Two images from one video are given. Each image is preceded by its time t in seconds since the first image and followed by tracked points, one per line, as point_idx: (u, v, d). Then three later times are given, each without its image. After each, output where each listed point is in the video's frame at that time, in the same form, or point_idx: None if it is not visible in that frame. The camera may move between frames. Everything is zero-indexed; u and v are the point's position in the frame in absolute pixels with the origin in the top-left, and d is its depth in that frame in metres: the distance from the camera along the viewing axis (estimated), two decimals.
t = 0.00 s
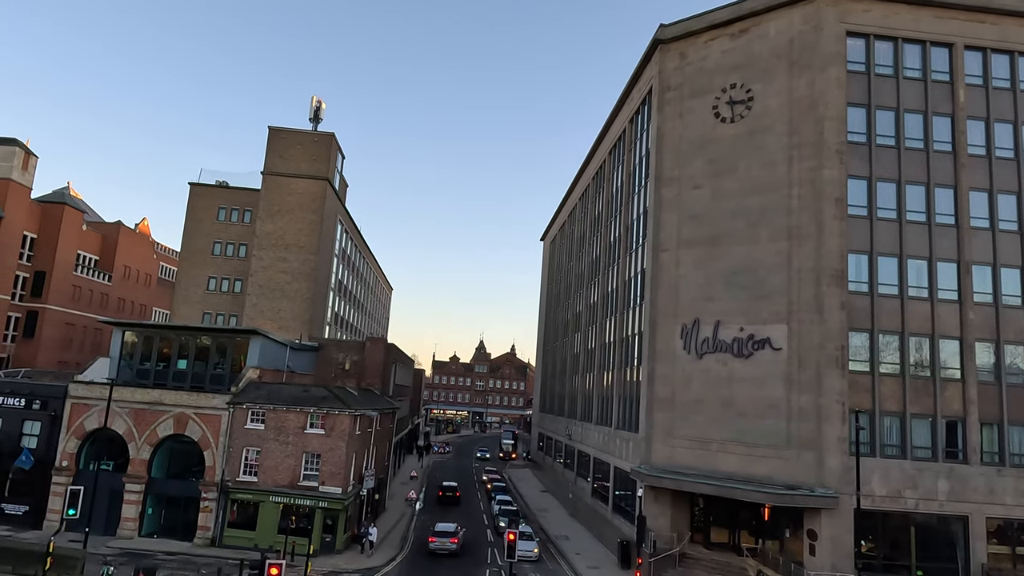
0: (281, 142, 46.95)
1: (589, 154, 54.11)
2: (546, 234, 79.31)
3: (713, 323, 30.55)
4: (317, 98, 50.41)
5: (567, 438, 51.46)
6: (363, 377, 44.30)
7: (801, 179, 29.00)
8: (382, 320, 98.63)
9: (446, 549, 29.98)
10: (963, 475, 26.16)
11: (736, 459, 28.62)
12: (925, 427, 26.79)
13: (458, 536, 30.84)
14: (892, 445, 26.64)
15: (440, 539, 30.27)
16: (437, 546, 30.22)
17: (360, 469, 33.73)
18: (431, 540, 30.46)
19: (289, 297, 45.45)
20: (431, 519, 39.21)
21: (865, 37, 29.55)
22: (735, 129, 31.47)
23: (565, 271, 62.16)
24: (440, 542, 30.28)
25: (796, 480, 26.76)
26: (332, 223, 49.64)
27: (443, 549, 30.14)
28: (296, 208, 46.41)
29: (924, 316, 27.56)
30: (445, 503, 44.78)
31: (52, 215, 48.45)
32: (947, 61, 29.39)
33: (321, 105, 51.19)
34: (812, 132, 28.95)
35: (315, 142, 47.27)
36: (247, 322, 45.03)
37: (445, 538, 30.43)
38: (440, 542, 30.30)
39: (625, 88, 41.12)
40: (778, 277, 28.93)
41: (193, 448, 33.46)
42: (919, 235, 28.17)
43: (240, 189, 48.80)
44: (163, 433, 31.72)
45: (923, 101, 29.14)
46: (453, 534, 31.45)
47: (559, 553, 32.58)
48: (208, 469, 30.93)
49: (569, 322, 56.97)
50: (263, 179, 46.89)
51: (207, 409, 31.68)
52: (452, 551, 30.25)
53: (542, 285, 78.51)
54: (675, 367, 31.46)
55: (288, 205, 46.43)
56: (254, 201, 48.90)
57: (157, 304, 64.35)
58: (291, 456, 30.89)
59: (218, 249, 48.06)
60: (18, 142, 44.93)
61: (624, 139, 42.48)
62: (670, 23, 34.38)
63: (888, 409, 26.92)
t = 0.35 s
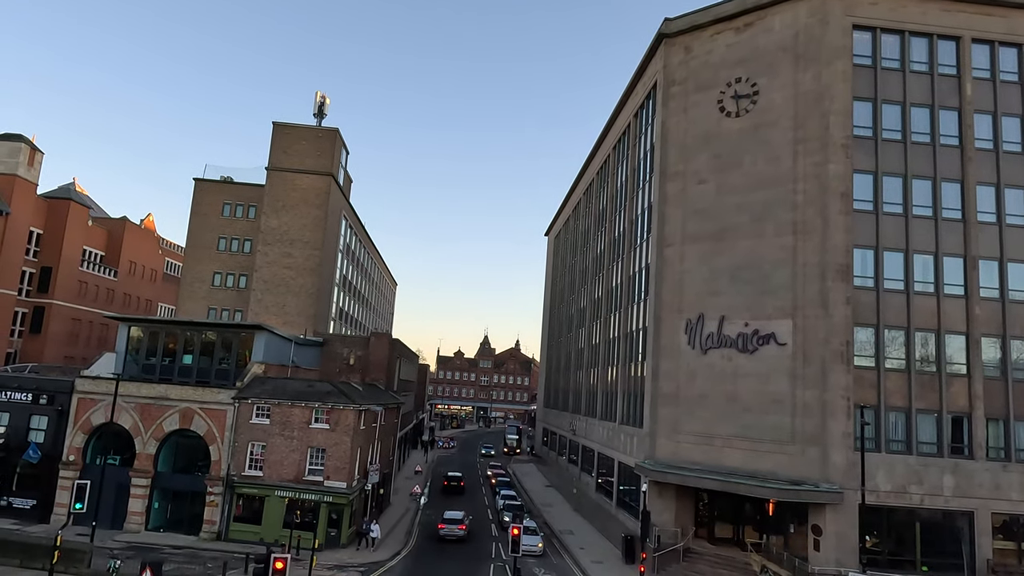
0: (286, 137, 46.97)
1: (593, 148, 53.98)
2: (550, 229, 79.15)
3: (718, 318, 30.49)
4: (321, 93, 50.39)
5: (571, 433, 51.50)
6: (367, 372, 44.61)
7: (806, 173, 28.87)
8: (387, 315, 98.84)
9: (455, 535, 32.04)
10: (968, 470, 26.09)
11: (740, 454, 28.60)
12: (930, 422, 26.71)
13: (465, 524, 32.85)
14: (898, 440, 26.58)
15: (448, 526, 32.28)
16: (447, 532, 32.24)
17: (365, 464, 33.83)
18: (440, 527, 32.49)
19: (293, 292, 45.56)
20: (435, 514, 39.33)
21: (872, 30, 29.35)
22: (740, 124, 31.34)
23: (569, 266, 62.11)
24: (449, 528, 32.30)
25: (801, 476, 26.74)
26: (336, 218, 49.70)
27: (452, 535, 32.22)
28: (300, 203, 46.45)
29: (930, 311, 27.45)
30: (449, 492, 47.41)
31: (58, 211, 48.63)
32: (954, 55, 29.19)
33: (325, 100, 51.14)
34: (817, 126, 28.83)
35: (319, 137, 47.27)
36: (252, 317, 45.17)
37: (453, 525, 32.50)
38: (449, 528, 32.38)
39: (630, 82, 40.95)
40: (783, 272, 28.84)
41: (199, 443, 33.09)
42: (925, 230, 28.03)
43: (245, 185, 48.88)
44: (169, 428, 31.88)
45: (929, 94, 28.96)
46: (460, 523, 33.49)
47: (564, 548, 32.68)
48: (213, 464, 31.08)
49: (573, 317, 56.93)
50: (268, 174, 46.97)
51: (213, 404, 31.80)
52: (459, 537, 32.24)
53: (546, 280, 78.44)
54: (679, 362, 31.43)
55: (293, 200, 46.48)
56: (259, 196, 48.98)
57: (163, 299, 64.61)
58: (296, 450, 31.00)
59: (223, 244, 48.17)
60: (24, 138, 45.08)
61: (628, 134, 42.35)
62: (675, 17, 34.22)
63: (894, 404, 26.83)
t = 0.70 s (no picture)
0: (289, 133, 47.00)
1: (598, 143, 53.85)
2: (555, 224, 79.02)
3: (722, 314, 30.43)
4: (325, 88, 50.36)
5: (575, 428, 51.54)
6: (371, 367, 44.66)
7: (811, 168, 28.77)
8: (391, 310, 98.89)
9: (462, 522, 33.99)
10: (973, 466, 26.02)
11: (744, 449, 28.61)
12: (935, 418, 26.65)
13: (472, 511, 34.81)
14: (902, 436, 26.54)
15: (456, 513, 34.27)
16: (454, 519, 34.22)
17: (369, 459, 33.94)
18: (448, 515, 34.38)
19: (298, 288, 45.63)
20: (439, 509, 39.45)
21: (878, 24, 29.20)
22: (745, 118, 31.23)
23: (573, 261, 62.05)
24: (456, 515, 34.29)
25: (805, 471, 26.73)
26: (340, 214, 49.73)
27: (460, 522, 34.15)
28: (304, 198, 46.49)
29: (936, 306, 27.35)
30: (454, 483, 49.60)
31: (63, 207, 48.79)
32: (960, 48, 29.00)
33: (328, 95, 51.05)
34: (823, 121, 28.70)
35: (323, 133, 47.29)
36: (257, 312, 45.28)
37: (460, 512, 34.41)
38: (456, 515, 34.29)
39: (634, 77, 40.81)
40: (788, 267, 28.76)
41: (205, 438, 33.38)
42: (931, 225, 27.92)
43: (249, 180, 48.94)
44: (174, 423, 32.01)
45: (935, 89, 28.79)
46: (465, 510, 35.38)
47: (568, 543, 32.71)
48: (218, 459, 31.20)
49: (577, 312, 56.88)
50: (272, 170, 47.01)
51: (218, 399, 31.91)
52: (466, 523, 34.20)
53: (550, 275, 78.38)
54: (684, 358, 31.40)
55: (297, 196, 46.53)
56: (263, 192, 49.05)
57: (168, 295, 64.83)
58: (301, 445, 31.10)
59: (228, 240, 48.27)
60: (29, 134, 45.21)
61: (633, 129, 42.23)
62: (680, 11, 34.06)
63: (899, 400, 26.77)
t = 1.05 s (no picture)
0: (293, 129, 47.05)
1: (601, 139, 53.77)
2: (558, 220, 78.91)
3: (725, 310, 30.40)
4: (328, 85, 50.37)
5: (578, 424, 51.57)
6: (375, 363, 44.77)
7: (815, 164, 28.68)
8: (394, 306, 99.09)
9: (467, 511, 35.97)
10: (977, 462, 25.98)
11: (747, 445, 28.62)
12: (939, 414, 26.61)
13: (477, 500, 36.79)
14: (906, 432, 26.50)
15: (462, 502, 36.25)
16: (460, 508, 36.19)
17: (372, 455, 34.07)
18: (455, 504, 36.27)
19: (301, 284, 45.70)
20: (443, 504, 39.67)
21: (883, 19, 29.05)
22: (749, 114, 31.12)
23: (576, 257, 62.03)
24: (462, 504, 36.26)
25: (808, 467, 26.72)
26: (343, 210, 49.77)
27: (466, 510, 36.05)
28: (307, 195, 46.54)
29: (940, 302, 27.29)
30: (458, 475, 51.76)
31: (68, 204, 48.93)
32: (966, 43, 28.84)
33: (331, 91, 51.01)
34: (827, 116, 28.61)
35: (326, 129, 47.31)
36: (260, 309, 45.39)
37: (466, 501, 36.34)
38: (463, 504, 36.22)
39: (638, 73, 40.72)
40: (792, 263, 28.70)
41: (209, 433, 33.36)
42: (936, 220, 27.82)
43: (252, 177, 49.00)
44: (179, 419, 32.14)
45: (941, 84, 28.65)
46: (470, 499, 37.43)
47: (571, 538, 32.79)
48: (223, 454, 31.34)
49: (581, 308, 56.86)
50: (274, 166, 47.05)
51: (222, 395, 32.02)
52: (471, 512, 36.21)
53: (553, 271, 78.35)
54: (687, 353, 31.39)
55: (300, 192, 46.56)
56: (266, 189, 49.12)
57: (172, 292, 65.03)
58: (305, 441, 31.21)
59: (231, 236, 48.36)
60: (33, 131, 45.31)
61: (636, 125, 42.14)
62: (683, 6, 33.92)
63: (902, 396, 26.74)
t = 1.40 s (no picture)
0: (296, 128, 47.11)
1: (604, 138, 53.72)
2: (561, 219, 78.81)
3: (729, 308, 30.35)
4: (331, 83, 50.41)
5: (582, 422, 51.52)
6: (378, 361, 44.78)
7: (819, 161, 28.61)
8: (398, 305, 99.18)
9: (473, 502, 37.89)
10: (982, 460, 25.90)
11: (751, 443, 28.59)
12: (944, 412, 26.53)
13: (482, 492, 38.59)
14: (910, 430, 26.42)
15: (467, 494, 38.15)
16: (466, 500, 38.11)
17: (376, 453, 34.09)
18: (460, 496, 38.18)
19: (305, 283, 45.77)
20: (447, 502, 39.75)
21: (887, 16, 28.94)
22: (752, 111, 31.04)
23: (580, 255, 61.97)
24: (468, 496, 38.16)
25: (812, 465, 26.68)
26: (346, 209, 49.82)
27: (471, 501, 37.91)
28: (311, 193, 46.59)
29: (944, 300, 27.19)
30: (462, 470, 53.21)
31: (72, 202, 49.07)
32: (971, 39, 28.71)
33: (334, 89, 51.00)
34: (831, 113, 28.53)
35: (330, 128, 47.40)
36: (264, 307, 45.49)
37: (471, 493, 38.21)
38: (468, 496, 38.13)
39: (641, 71, 40.67)
40: (796, 261, 28.64)
41: (213, 431, 33.42)
42: (940, 218, 27.72)
43: (255, 175, 49.07)
44: (183, 417, 32.24)
45: (945, 81, 28.53)
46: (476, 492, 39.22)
47: (574, 536, 32.82)
48: (227, 452, 31.43)
49: (584, 307, 56.80)
50: (278, 164, 47.11)
51: (226, 393, 32.10)
52: (477, 503, 38.07)
53: (556, 269, 78.28)
54: (690, 352, 31.34)
55: (303, 190, 46.63)
56: (270, 187, 49.18)
57: (176, 290, 65.19)
58: (309, 439, 31.27)
59: (235, 235, 48.45)
60: (38, 130, 45.44)
61: (639, 123, 42.08)
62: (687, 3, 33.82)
63: (907, 394, 26.67)
